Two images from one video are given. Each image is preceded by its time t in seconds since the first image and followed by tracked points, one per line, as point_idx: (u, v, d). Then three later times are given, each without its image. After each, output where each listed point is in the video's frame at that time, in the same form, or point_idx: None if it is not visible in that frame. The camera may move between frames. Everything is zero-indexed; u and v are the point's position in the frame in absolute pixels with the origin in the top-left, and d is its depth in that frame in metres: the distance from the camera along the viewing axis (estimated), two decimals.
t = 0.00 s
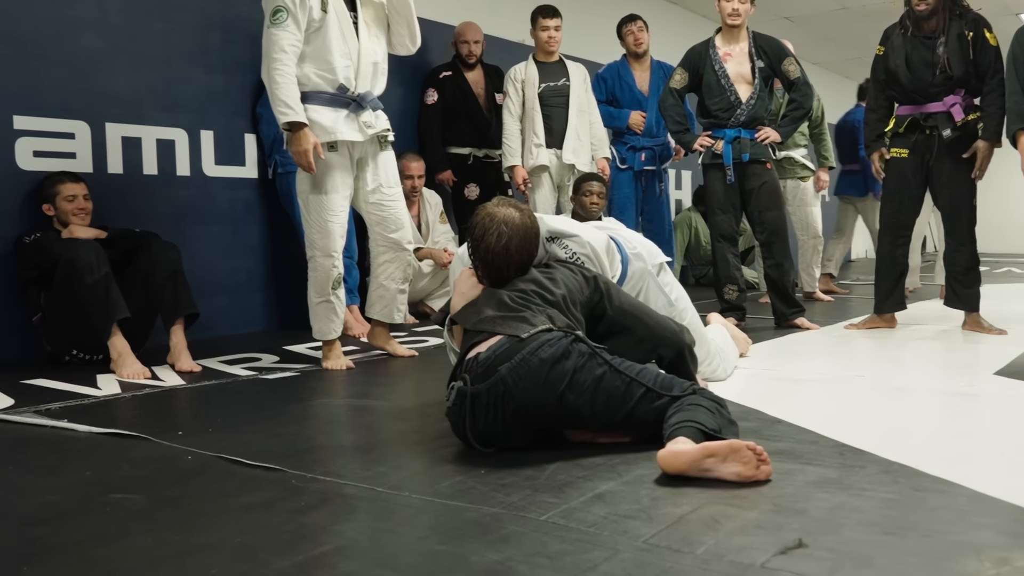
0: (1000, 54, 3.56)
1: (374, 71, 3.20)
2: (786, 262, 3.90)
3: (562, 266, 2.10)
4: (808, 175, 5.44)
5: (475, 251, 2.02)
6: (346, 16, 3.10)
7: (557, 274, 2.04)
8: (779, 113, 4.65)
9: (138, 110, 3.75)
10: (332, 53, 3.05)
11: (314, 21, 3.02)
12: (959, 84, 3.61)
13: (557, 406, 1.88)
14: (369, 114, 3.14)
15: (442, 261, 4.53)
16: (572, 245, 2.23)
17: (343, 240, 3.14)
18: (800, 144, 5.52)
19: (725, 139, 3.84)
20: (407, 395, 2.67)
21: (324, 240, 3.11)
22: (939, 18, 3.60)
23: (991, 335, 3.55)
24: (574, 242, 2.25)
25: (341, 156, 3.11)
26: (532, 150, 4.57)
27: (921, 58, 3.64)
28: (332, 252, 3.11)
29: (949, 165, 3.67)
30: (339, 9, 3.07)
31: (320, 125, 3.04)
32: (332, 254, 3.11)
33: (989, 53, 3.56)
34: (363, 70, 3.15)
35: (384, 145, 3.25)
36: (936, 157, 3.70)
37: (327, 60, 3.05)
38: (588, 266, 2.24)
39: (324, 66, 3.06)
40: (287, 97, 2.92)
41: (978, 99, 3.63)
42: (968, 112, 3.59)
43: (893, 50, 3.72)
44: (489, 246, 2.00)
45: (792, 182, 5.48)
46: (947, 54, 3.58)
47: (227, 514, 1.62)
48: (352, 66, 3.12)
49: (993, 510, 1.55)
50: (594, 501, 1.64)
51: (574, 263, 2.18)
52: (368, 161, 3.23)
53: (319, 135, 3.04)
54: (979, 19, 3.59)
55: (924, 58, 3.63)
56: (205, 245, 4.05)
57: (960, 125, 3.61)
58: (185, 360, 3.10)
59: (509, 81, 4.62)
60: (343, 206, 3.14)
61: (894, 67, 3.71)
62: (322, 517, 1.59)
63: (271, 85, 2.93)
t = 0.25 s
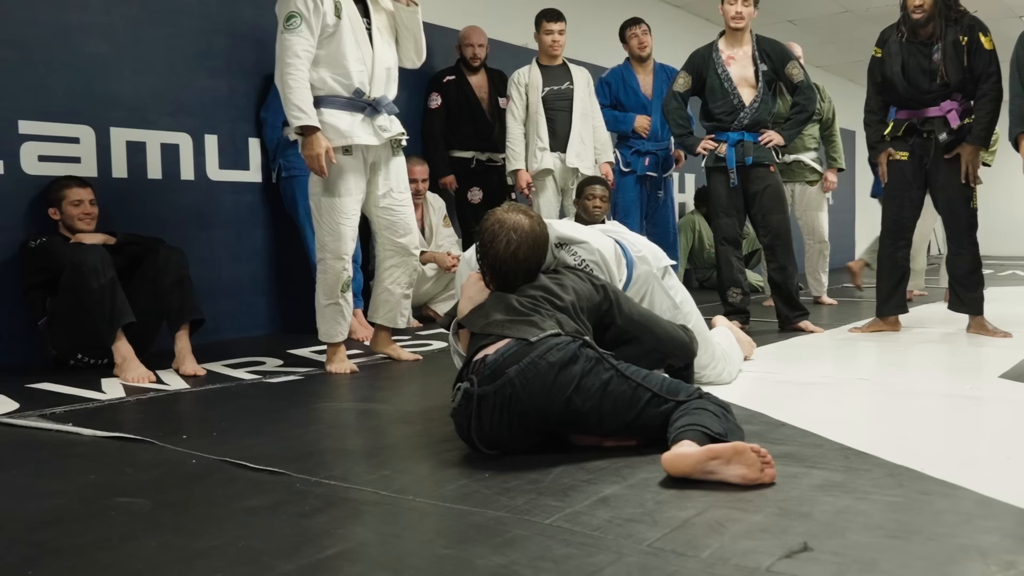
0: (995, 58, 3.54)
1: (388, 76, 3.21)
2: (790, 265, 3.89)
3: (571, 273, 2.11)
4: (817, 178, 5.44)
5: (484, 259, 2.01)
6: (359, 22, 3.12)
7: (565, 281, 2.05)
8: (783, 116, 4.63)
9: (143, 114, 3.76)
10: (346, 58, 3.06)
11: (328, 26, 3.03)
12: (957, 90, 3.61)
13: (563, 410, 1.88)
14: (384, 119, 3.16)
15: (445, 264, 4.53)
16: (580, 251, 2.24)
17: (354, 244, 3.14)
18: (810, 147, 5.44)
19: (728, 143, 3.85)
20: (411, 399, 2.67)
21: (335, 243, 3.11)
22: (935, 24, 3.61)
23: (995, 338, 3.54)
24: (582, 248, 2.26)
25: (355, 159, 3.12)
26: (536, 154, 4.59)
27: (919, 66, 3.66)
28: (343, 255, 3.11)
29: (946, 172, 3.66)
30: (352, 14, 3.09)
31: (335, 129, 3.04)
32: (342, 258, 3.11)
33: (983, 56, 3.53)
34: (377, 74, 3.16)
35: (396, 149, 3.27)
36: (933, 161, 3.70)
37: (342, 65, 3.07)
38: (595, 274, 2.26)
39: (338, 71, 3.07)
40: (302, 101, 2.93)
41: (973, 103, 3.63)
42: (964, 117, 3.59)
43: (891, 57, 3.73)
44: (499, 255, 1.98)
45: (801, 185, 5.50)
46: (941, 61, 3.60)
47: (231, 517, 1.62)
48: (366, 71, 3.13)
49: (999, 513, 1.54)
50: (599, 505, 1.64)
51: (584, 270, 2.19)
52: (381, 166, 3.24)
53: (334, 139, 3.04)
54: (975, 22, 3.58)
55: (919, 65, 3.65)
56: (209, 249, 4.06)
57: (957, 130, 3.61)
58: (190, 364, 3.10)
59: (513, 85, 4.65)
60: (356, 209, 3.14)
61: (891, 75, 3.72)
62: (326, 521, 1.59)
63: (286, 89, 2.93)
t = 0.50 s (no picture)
0: (985, 70, 3.53)
1: (400, 84, 3.23)
2: (791, 269, 3.89)
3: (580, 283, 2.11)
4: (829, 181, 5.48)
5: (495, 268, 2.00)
6: (372, 30, 3.14)
7: (575, 290, 2.05)
8: (784, 120, 4.65)
9: (145, 120, 3.77)
10: (358, 64, 3.08)
11: (341, 33, 3.05)
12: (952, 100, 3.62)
13: (568, 412, 1.88)
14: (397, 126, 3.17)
15: (446, 269, 4.55)
16: (591, 262, 2.23)
17: (363, 247, 3.13)
18: (822, 150, 5.48)
19: (729, 146, 3.85)
20: (413, 403, 2.67)
21: (344, 246, 3.11)
22: (923, 41, 3.59)
23: (997, 341, 3.54)
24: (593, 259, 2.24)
25: (367, 164, 3.12)
26: (539, 158, 4.59)
27: (912, 83, 3.65)
28: (352, 258, 3.10)
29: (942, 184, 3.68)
30: (364, 22, 3.11)
31: (347, 134, 3.06)
32: (351, 261, 3.11)
33: (972, 69, 3.53)
34: (390, 81, 3.18)
35: (407, 156, 3.26)
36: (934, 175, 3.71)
37: (354, 72, 3.08)
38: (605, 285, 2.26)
39: (351, 77, 3.09)
40: (313, 105, 2.94)
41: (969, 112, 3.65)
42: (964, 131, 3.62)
43: (886, 74, 3.70)
44: (510, 264, 1.97)
45: (812, 188, 5.53)
46: (933, 77, 3.58)
47: (233, 522, 1.62)
48: (379, 78, 3.15)
49: (1001, 517, 1.54)
50: (601, 509, 1.64)
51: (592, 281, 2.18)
52: (392, 172, 3.23)
53: (347, 144, 3.06)
54: (964, 32, 3.57)
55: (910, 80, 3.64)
56: (211, 254, 4.06)
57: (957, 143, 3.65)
58: (192, 369, 3.11)
59: (515, 89, 4.64)
60: (365, 213, 3.14)
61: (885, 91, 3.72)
62: (328, 525, 1.59)
63: (297, 95, 2.94)
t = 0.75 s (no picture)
0: (982, 93, 3.47)
1: (411, 91, 3.23)
2: (792, 271, 3.89)
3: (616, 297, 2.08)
4: (839, 185, 5.41)
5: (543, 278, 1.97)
6: (386, 37, 3.14)
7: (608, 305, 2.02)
8: (784, 122, 4.67)
9: (146, 124, 3.77)
10: (371, 68, 3.07)
11: (353, 37, 3.05)
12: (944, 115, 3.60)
13: (580, 410, 1.88)
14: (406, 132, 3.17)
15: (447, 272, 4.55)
16: (623, 278, 2.15)
17: (370, 249, 3.14)
18: (833, 153, 5.39)
19: (729, 149, 3.85)
20: (413, 406, 2.67)
21: (350, 249, 3.11)
22: (917, 71, 3.56)
23: (998, 343, 3.54)
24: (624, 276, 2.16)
25: (376, 168, 3.12)
26: (539, 162, 4.59)
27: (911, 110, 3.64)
28: (359, 260, 3.10)
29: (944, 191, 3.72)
30: (378, 28, 3.10)
31: (357, 138, 3.07)
32: (358, 263, 3.11)
33: (968, 94, 3.48)
34: (402, 87, 3.17)
35: (413, 162, 3.25)
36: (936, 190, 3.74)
37: (366, 76, 3.08)
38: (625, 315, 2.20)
39: (362, 82, 3.08)
40: (317, 106, 2.96)
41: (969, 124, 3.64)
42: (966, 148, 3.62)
43: (885, 102, 3.69)
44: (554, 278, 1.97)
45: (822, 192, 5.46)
46: (932, 101, 3.57)
47: (234, 526, 1.62)
48: (391, 83, 3.14)
49: (1002, 519, 1.54)
50: (601, 512, 1.63)
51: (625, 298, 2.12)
52: (399, 176, 3.23)
53: (353, 147, 3.07)
54: (959, 55, 3.50)
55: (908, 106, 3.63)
56: (212, 258, 4.06)
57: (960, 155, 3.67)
58: (193, 373, 3.11)
59: (516, 93, 4.65)
60: (372, 216, 3.14)
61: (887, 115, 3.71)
62: (329, 529, 1.59)
63: (301, 94, 2.97)
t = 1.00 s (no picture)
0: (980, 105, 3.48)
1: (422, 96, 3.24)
2: (792, 272, 3.90)
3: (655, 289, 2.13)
4: (840, 186, 5.41)
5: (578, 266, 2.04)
6: (397, 43, 3.15)
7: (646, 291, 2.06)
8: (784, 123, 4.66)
9: (146, 126, 3.78)
10: (380, 71, 3.09)
11: (364, 40, 3.06)
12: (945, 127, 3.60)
13: (606, 362, 1.90)
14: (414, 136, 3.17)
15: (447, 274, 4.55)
16: (647, 269, 2.26)
17: (376, 251, 3.13)
18: (834, 154, 5.40)
19: (729, 150, 3.85)
20: (413, 408, 2.67)
21: (358, 250, 3.10)
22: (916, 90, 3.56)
23: (998, 344, 3.53)
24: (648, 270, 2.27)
25: (384, 170, 3.13)
26: (539, 163, 4.60)
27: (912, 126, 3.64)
28: (365, 261, 3.10)
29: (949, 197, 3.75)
30: (389, 33, 3.12)
31: (366, 141, 3.06)
32: (365, 264, 3.11)
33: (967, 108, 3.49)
34: (413, 91, 3.18)
35: (420, 166, 3.26)
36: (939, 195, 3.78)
37: (375, 79, 3.09)
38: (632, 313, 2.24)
39: (370, 85, 3.10)
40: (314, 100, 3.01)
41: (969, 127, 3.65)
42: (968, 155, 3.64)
43: (887, 119, 3.69)
44: (592, 269, 2.03)
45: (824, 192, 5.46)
46: (933, 116, 3.58)
47: (234, 528, 1.62)
48: (401, 87, 3.15)
49: (1002, 520, 1.54)
50: (601, 514, 1.63)
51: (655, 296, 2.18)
52: (405, 179, 3.24)
53: (359, 148, 3.07)
54: (956, 70, 3.48)
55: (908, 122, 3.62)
56: (212, 260, 4.07)
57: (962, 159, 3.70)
58: (193, 375, 3.11)
59: (516, 95, 4.66)
60: (379, 217, 3.14)
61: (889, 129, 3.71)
62: (329, 531, 1.59)
63: (295, 86, 3.01)
